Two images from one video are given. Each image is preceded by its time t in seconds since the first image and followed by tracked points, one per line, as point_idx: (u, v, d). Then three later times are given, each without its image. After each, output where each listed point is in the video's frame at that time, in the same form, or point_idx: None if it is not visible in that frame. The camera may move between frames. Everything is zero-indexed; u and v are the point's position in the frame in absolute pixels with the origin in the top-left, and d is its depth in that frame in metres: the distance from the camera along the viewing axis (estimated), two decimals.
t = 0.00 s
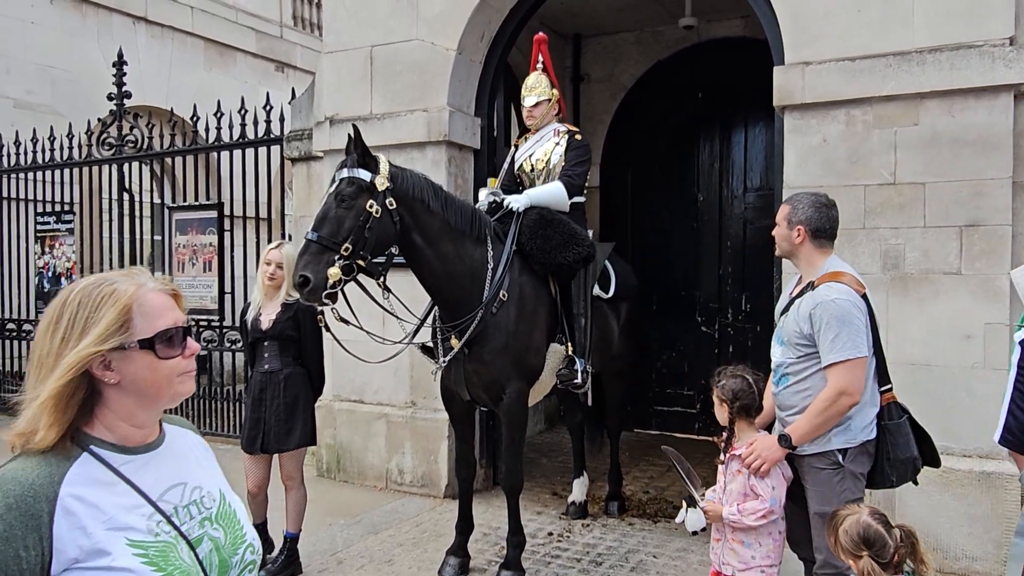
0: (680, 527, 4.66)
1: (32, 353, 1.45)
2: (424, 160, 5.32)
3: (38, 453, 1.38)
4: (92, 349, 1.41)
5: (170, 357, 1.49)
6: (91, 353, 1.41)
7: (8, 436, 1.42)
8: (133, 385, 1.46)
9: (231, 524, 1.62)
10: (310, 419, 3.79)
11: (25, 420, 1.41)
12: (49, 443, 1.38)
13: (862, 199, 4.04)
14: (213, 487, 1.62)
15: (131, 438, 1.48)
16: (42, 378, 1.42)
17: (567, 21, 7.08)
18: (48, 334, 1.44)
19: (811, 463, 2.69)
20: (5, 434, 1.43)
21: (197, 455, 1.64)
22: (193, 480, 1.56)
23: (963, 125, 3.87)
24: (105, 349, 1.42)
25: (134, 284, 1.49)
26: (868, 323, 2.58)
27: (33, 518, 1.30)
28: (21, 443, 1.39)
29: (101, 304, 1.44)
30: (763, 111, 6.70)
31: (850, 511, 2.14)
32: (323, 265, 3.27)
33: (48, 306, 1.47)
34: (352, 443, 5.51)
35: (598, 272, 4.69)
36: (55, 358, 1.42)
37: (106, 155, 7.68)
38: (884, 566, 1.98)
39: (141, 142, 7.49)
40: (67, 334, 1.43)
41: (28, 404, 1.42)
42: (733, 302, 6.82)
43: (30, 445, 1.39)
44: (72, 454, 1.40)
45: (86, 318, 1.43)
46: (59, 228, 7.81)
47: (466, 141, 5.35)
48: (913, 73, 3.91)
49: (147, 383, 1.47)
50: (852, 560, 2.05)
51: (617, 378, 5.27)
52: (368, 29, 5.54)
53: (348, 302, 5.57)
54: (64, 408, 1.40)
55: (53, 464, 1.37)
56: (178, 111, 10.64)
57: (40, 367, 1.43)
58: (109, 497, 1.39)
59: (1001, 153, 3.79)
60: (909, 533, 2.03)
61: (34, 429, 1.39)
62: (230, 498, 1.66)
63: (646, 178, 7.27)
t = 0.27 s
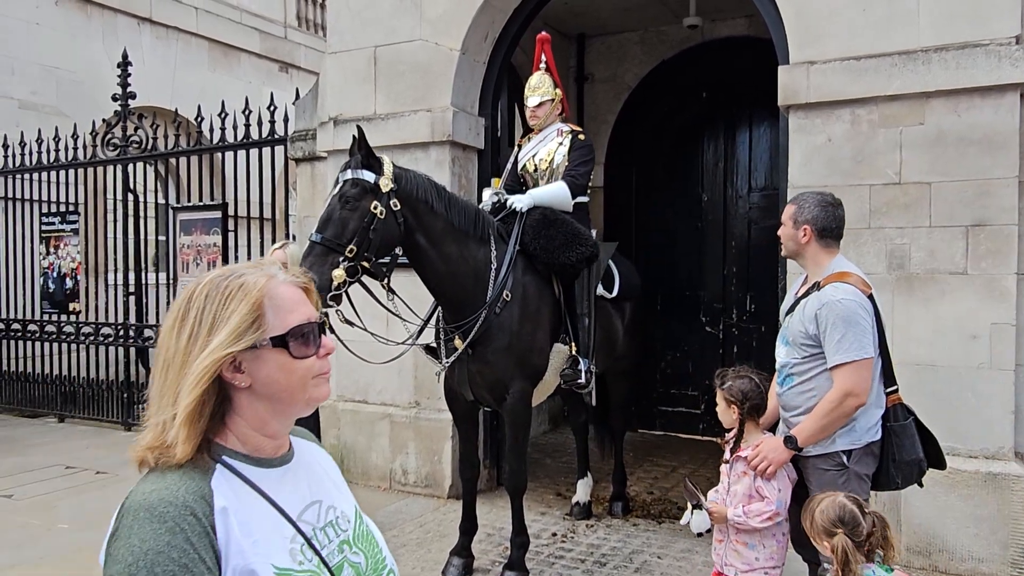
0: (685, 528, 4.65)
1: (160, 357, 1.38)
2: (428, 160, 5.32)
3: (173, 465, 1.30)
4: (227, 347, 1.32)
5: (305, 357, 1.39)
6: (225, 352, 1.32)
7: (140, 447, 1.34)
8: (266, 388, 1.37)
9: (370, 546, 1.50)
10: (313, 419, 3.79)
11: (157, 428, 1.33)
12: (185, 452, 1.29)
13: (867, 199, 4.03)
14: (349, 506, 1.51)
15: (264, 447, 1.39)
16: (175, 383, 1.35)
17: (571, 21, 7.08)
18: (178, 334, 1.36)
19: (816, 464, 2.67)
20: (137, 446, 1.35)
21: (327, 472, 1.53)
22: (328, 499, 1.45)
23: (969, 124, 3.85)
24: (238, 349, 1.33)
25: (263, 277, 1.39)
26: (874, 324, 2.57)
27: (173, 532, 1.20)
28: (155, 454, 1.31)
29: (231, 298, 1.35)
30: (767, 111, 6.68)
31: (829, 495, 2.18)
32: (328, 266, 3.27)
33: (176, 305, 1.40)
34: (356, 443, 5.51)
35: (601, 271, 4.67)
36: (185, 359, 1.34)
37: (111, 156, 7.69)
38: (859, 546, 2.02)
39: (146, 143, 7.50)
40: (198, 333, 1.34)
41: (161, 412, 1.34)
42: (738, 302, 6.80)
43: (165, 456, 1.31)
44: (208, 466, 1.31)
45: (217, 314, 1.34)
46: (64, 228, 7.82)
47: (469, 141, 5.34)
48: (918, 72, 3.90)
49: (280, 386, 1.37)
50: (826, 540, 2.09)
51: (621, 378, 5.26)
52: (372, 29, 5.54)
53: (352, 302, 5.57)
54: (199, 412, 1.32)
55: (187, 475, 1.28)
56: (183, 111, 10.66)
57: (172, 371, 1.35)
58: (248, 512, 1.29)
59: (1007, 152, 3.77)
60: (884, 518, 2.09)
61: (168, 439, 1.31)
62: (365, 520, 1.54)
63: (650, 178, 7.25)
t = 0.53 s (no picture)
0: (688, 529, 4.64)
1: (345, 378, 1.27)
2: (431, 160, 5.32)
3: (375, 495, 1.18)
4: (429, 366, 1.21)
5: (500, 379, 1.29)
6: (428, 371, 1.21)
7: (332, 475, 1.24)
8: (463, 412, 1.26)
9: None
10: (316, 420, 3.78)
11: (351, 455, 1.23)
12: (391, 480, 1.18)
13: (871, 200, 4.01)
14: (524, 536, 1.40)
15: (457, 475, 1.27)
16: (367, 406, 1.23)
17: (574, 21, 7.07)
18: (366, 354, 1.25)
19: (821, 466, 2.66)
20: (326, 474, 1.24)
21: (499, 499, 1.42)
22: (513, 529, 1.34)
23: (974, 125, 3.83)
24: (440, 370, 1.22)
25: (457, 292, 1.28)
26: (881, 325, 2.55)
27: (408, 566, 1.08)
28: (353, 485, 1.20)
29: (429, 316, 1.24)
30: (771, 111, 6.67)
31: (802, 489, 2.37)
32: (330, 267, 3.28)
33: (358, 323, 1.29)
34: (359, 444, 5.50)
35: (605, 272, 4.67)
36: (380, 382, 1.22)
37: (114, 156, 7.69)
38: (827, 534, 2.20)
39: (149, 143, 7.50)
40: (393, 352, 1.23)
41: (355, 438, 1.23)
42: (741, 303, 6.79)
43: (363, 485, 1.19)
44: (414, 494, 1.19)
45: (413, 330, 1.23)
46: (67, 228, 7.83)
47: (472, 142, 5.34)
48: (923, 72, 3.88)
49: (478, 408, 1.27)
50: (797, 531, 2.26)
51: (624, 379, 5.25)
52: (375, 29, 5.53)
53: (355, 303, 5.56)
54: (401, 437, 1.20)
55: (399, 505, 1.16)
56: (186, 111, 10.67)
57: (362, 391, 1.24)
58: (465, 542, 1.18)
59: (1012, 153, 3.76)
60: (853, 510, 2.26)
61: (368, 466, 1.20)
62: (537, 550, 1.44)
63: (653, 178, 7.25)
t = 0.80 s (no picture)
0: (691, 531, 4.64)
1: (578, 366, 1.32)
2: (434, 161, 5.32)
3: (635, 476, 1.24)
4: (678, 356, 1.27)
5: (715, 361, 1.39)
6: (680, 360, 1.27)
7: (575, 461, 1.29)
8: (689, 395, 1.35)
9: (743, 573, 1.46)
10: (320, 420, 3.78)
11: (595, 442, 1.28)
12: (647, 466, 1.25)
13: (875, 201, 4.01)
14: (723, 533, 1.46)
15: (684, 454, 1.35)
16: (612, 394, 1.29)
17: (577, 22, 7.07)
18: (606, 343, 1.30)
19: (827, 467, 2.65)
20: (574, 459, 1.29)
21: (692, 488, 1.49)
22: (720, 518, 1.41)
23: (978, 126, 3.83)
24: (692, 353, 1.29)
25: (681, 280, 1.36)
26: (886, 327, 2.55)
27: (671, 551, 1.17)
28: (602, 469, 1.26)
29: (671, 303, 1.30)
30: (774, 112, 6.67)
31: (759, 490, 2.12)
32: (334, 268, 3.28)
33: (589, 309, 1.34)
34: (362, 445, 5.50)
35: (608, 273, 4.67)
36: (632, 366, 1.28)
37: (118, 156, 7.70)
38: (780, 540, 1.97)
39: (153, 143, 7.51)
40: (641, 339, 1.29)
41: (598, 424, 1.29)
42: (744, 304, 6.79)
43: (616, 470, 1.25)
44: (670, 476, 1.26)
45: (659, 320, 1.29)
46: (70, 229, 7.84)
47: (476, 143, 5.34)
48: (927, 73, 3.88)
49: (702, 392, 1.36)
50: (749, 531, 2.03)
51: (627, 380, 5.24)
52: (378, 30, 5.54)
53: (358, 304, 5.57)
54: (649, 425, 1.27)
55: (655, 489, 1.24)
56: (189, 112, 10.68)
57: (603, 379, 1.29)
58: (712, 533, 1.24)
59: (1016, 154, 3.75)
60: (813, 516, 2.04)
61: (620, 452, 1.26)
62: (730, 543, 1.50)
63: (656, 179, 7.26)
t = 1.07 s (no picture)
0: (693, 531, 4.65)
1: (771, 385, 1.27)
2: (437, 163, 5.34)
3: (842, 502, 1.22)
4: (878, 373, 1.25)
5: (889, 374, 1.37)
6: (880, 378, 1.25)
7: (775, 484, 1.24)
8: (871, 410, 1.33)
9: None
10: (323, 420, 3.80)
11: (795, 463, 1.24)
12: (854, 489, 1.23)
13: (877, 203, 4.02)
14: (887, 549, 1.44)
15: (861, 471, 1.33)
16: (811, 414, 1.25)
17: (580, 24, 7.09)
18: (804, 359, 1.26)
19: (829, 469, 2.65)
20: (773, 482, 1.24)
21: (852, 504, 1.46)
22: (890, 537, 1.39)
23: (979, 128, 3.83)
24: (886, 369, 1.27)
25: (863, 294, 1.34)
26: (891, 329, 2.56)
27: None
28: (806, 492, 1.23)
29: (864, 319, 1.28)
30: (777, 114, 6.67)
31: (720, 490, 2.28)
32: (338, 270, 3.26)
33: (781, 325, 1.29)
34: (365, 446, 5.52)
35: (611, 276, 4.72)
36: (832, 385, 1.25)
37: (122, 158, 7.73)
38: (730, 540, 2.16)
39: (157, 145, 7.54)
40: (841, 358, 1.25)
41: (797, 444, 1.25)
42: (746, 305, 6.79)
43: (822, 493, 1.23)
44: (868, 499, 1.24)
45: (859, 336, 1.26)
46: (75, 230, 7.86)
47: (478, 144, 5.36)
48: (928, 75, 3.89)
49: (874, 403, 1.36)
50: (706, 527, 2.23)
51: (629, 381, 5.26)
52: (381, 32, 5.56)
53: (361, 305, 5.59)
54: (849, 444, 1.25)
55: (863, 511, 1.22)
56: (193, 114, 10.71)
57: (803, 399, 1.25)
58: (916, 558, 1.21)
59: (1018, 156, 3.76)
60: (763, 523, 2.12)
61: (824, 475, 1.23)
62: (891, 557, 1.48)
63: (658, 180, 7.28)
